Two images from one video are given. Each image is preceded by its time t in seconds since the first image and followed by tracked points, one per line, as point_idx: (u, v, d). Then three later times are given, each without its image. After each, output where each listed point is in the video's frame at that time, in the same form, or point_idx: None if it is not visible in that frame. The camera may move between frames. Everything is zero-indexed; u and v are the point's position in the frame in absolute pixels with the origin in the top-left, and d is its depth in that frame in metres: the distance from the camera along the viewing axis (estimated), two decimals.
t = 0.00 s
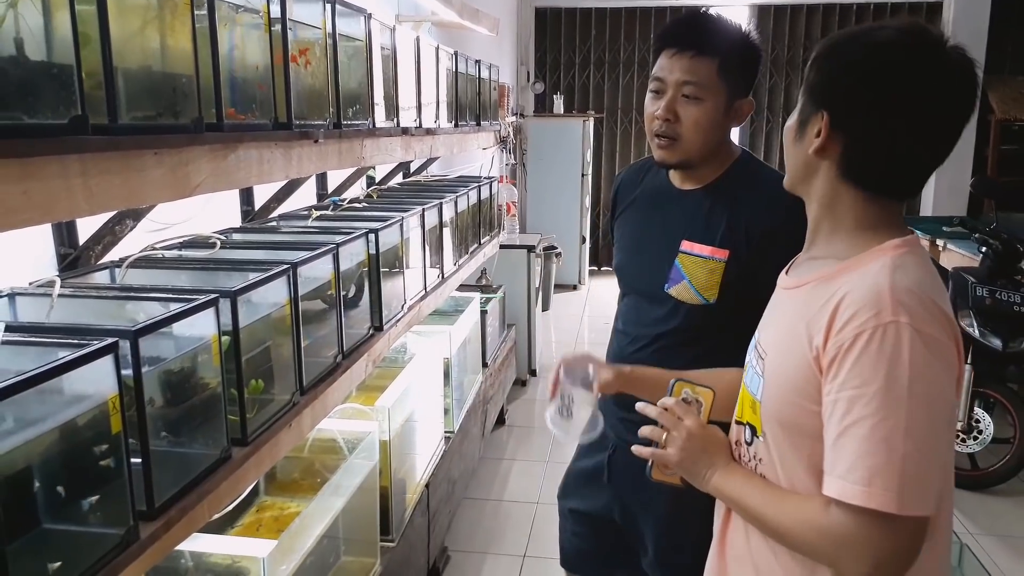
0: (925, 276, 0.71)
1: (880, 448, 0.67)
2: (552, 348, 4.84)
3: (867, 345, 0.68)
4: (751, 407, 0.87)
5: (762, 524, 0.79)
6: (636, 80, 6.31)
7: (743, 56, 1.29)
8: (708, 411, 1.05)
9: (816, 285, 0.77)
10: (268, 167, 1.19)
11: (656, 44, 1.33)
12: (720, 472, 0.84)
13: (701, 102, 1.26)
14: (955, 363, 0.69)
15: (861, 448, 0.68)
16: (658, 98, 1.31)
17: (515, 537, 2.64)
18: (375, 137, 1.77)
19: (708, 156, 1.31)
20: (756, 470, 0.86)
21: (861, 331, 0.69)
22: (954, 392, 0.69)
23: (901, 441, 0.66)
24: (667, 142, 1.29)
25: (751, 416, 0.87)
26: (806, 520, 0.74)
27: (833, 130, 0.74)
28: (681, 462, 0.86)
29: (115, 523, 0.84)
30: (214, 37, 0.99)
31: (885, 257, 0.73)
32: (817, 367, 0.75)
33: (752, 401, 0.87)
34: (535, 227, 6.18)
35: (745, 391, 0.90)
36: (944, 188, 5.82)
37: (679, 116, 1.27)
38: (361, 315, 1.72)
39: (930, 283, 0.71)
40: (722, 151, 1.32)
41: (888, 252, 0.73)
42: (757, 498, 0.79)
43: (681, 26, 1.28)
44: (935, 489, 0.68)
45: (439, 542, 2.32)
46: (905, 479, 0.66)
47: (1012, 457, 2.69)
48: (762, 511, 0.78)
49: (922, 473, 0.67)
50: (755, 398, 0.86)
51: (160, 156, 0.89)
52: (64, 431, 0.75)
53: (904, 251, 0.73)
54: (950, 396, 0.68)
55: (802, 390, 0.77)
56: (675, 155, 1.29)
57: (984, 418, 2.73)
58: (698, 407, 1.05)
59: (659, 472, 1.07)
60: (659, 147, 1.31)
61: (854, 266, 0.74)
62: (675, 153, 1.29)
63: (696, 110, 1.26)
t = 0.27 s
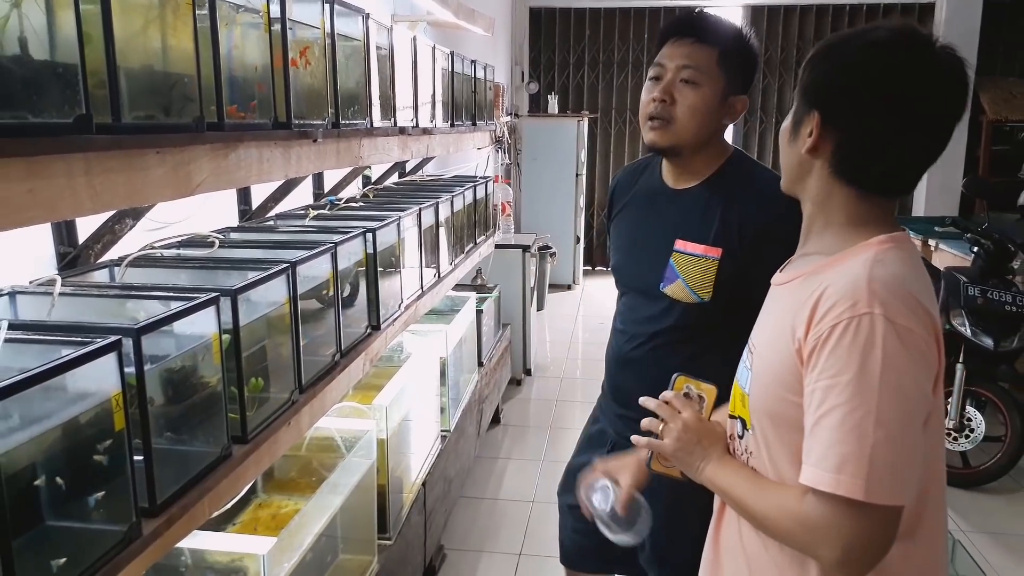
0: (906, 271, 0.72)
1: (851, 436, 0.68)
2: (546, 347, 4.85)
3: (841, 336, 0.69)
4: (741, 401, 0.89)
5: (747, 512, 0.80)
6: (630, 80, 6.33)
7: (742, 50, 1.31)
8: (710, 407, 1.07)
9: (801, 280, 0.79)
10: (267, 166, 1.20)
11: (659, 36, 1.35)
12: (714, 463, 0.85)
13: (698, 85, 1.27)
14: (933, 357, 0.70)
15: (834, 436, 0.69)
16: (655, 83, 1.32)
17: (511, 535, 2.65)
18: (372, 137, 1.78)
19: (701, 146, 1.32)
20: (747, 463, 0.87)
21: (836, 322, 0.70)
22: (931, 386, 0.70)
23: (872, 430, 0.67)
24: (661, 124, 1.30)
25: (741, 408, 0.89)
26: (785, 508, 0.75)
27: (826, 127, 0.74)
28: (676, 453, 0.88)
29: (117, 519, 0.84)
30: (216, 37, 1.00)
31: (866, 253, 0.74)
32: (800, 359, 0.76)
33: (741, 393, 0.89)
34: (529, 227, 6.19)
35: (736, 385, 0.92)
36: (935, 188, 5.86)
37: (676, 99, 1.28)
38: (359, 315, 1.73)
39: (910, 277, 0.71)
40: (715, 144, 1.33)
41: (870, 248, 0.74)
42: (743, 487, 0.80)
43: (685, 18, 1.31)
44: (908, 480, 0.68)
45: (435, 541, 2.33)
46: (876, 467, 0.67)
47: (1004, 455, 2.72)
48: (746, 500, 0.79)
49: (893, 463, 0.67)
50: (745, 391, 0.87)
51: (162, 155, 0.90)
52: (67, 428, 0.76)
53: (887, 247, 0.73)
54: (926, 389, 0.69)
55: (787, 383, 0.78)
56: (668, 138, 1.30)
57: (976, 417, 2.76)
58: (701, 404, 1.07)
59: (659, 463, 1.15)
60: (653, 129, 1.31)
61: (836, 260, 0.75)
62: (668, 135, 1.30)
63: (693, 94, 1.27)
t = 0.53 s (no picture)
0: (890, 267, 0.73)
1: (840, 431, 0.69)
2: (539, 345, 4.87)
3: (828, 332, 0.71)
4: (731, 397, 0.91)
5: (738, 506, 0.81)
6: (622, 79, 6.35)
7: (735, 47, 1.33)
8: (699, 405, 1.09)
9: (788, 278, 0.80)
10: (264, 164, 1.21)
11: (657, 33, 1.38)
12: (705, 460, 0.86)
13: (689, 76, 1.29)
14: (917, 351, 0.71)
15: (823, 431, 0.70)
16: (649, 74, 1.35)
17: (504, 532, 2.66)
18: (367, 136, 1.79)
19: (690, 137, 1.33)
20: (739, 459, 0.88)
21: (823, 319, 0.71)
22: (916, 379, 0.71)
23: (860, 424, 0.69)
24: (651, 111, 1.32)
25: (731, 405, 0.90)
26: (776, 502, 0.76)
27: (810, 128, 0.76)
28: (668, 450, 0.89)
29: (117, 516, 0.85)
30: (214, 36, 1.00)
31: (851, 250, 0.75)
32: (787, 356, 0.77)
33: (731, 390, 0.90)
34: (522, 225, 6.20)
35: (726, 382, 0.93)
36: (924, 187, 5.91)
37: (667, 87, 1.30)
38: (354, 314, 1.74)
39: (894, 274, 0.73)
40: (705, 138, 1.35)
41: (854, 246, 0.75)
42: (735, 482, 0.82)
43: (683, 16, 1.34)
44: (896, 472, 0.70)
45: (429, 538, 2.34)
46: (864, 460, 0.69)
47: (992, 451, 2.75)
48: (738, 494, 0.81)
49: (881, 455, 0.69)
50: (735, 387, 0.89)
51: (161, 153, 0.91)
52: (68, 425, 0.76)
53: (872, 244, 0.75)
54: (911, 383, 0.70)
55: (775, 379, 0.79)
56: (656, 124, 1.32)
57: (965, 413, 2.79)
58: (691, 401, 1.10)
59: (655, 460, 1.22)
60: (642, 115, 1.33)
61: (821, 258, 0.77)
62: (657, 122, 1.32)
63: (683, 82, 1.29)
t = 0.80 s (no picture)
0: (875, 267, 0.75)
1: (828, 427, 0.70)
2: (530, 346, 4.88)
3: (816, 331, 0.72)
4: (721, 396, 0.92)
5: (729, 503, 0.82)
6: (612, 82, 6.37)
7: (723, 55, 1.32)
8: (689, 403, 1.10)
9: (776, 278, 0.81)
10: (259, 166, 1.22)
11: (644, 41, 1.38)
12: (696, 457, 0.88)
13: (672, 92, 1.30)
14: (903, 349, 0.73)
15: (811, 427, 0.71)
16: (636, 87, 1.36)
17: (497, 532, 2.67)
18: (359, 138, 1.80)
19: (680, 149, 1.35)
20: (729, 455, 0.89)
21: (810, 318, 0.73)
22: (901, 376, 0.73)
23: (847, 420, 0.70)
24: (638, 127, 1.35)
25: (721, 403, 0.92)
26: (767, 498, 0.77)
27: (793, 132, 0.77)
28: (660, 448, 0.91)
29: (115, 516, 0.86)
30: (209, 38, 1.01)
31: (838, 251, 0.77)
32: (776, 354, 0.79)
33: (721, 388, 0.92)
34: (512, 227, 6.22)
35: (717, 380, 0.95)
36: (911, 188, 5.97)
37: (651, 104, 1.32)
38: (347, 314, 1.74)
39: (879, 273, 0.74)
40: (694, 148, 1.36)
41: (841, 246, 0.77)
42: (726, 479, 0.83)
43: (668, 26, 1.33)
44: (883, 467, 0.71)
45: (422, 538, 2.35)
46: (852, 456, 0.70)
47: (978, 449, 2.79)
48: (729, 491, 0.82)
49: (868, 451, 0.70)
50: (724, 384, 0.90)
51: (158, 155, 0.91)
52: (65, 426, 0.77)
53: (857, 244, 0.76)
54: (897, 380, 0.72)
55: (764, 378, 0.80)
56: (644, 140, 1.34)
57: (952, 412, 2.82)
58: (681, 400, 1.10)
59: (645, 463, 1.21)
60: (631, 131, 1.36)
61: (808, 258, 0.78)
62: (644, 139, 1.34)
63: (666, 100, 1.31)
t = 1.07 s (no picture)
0: (867, 265, 0.76)
1: (820, 422, 0.72)
2: (519, 346, 4.89)
3: (808, 327, 0.74)
4: (716, 392, 0.93)
5: (722, 497, 0.84)
6: (601, 82, 6.40)
7: (723, 57, 1.34)
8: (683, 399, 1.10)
9: (770, 276, 0.83)
10: (254, 164, 1.22)
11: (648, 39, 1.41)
12: (690, 452, 0.89)
13: (671, 91, 1.32)
14: (893, 345, 0.74)
15: (803, 422, 0.73)
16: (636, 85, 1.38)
17: (487, 531, 2.68)
18: (351, 137, 1.80)
19: (676, 148, 1.37)
20: (723, 450, 0.90)
21: (803, 315, 0.74)
22: (891, 373, 0.74)
23: (838, 415, 0.72)
24: (636, 124, 1.36)
25: (715, 399, 0.93)
26: (759, 492, 0.79)
27: (783, 132, 0.79)
28: (655, 443, 0.92)
29: (113, 512, 0.86)
30: (206, 36, 1.01)
31: (831, 249, 0.78)
32: (770, 350, 0.80)
33: (715, 384, 0.93)
34: (502, 227, 6.22)
35: (711, 377, 0.96)
36: (897, 189, 6.03)
37: (650, 102, 1.34)
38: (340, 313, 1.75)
39: (871, 272, 0.76)
40: (690, 148, 1.38)
41: (833, 245, 0.78)
42: (719, 473, 0.85)
43: (671, 25, 1.36)
44: (873, 461, 0.73)
45: (413, 536, 2.36)
46: (843, 449, 0.72)
47: (964, 449, 2.83)
48: (722, 485, 0.84)
49: (858, 445, 0.72)
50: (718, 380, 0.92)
51: (156, 152, 0.92)
52: (63, 422, 0.77)
53: (849, 244, 0.78)
54: (887, 376, 0.73)
55: (757, 374, 0.82)
56: (641, 137, 1.36)
57: (937, 412, 2.86)
58: (676, 396, 1.10)
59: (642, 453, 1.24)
60: (629, 128, 1.38)
61: (801, 257, 0.80)
62: (641, 135, 1.36)
63: (665, 98, 1.33)
